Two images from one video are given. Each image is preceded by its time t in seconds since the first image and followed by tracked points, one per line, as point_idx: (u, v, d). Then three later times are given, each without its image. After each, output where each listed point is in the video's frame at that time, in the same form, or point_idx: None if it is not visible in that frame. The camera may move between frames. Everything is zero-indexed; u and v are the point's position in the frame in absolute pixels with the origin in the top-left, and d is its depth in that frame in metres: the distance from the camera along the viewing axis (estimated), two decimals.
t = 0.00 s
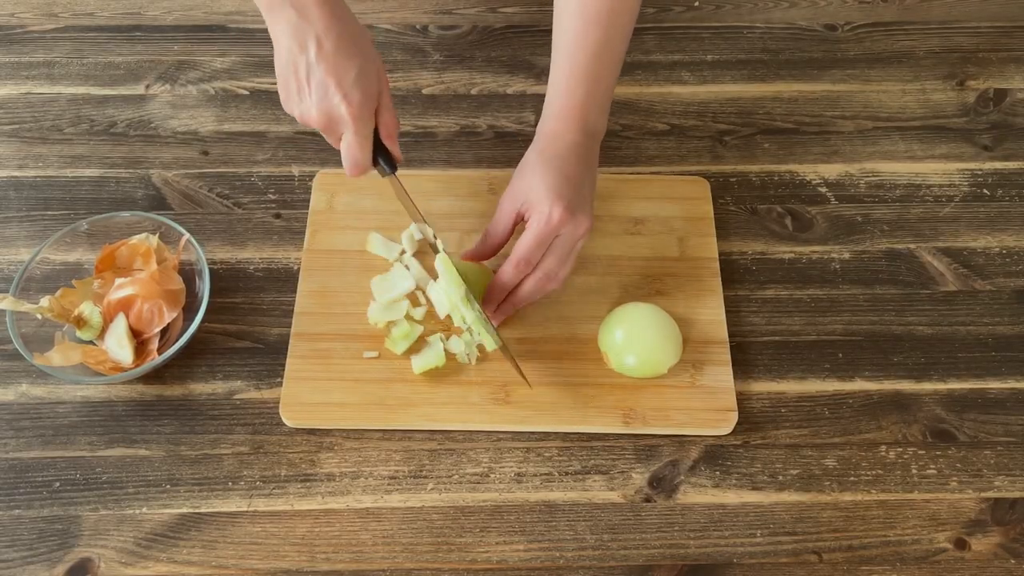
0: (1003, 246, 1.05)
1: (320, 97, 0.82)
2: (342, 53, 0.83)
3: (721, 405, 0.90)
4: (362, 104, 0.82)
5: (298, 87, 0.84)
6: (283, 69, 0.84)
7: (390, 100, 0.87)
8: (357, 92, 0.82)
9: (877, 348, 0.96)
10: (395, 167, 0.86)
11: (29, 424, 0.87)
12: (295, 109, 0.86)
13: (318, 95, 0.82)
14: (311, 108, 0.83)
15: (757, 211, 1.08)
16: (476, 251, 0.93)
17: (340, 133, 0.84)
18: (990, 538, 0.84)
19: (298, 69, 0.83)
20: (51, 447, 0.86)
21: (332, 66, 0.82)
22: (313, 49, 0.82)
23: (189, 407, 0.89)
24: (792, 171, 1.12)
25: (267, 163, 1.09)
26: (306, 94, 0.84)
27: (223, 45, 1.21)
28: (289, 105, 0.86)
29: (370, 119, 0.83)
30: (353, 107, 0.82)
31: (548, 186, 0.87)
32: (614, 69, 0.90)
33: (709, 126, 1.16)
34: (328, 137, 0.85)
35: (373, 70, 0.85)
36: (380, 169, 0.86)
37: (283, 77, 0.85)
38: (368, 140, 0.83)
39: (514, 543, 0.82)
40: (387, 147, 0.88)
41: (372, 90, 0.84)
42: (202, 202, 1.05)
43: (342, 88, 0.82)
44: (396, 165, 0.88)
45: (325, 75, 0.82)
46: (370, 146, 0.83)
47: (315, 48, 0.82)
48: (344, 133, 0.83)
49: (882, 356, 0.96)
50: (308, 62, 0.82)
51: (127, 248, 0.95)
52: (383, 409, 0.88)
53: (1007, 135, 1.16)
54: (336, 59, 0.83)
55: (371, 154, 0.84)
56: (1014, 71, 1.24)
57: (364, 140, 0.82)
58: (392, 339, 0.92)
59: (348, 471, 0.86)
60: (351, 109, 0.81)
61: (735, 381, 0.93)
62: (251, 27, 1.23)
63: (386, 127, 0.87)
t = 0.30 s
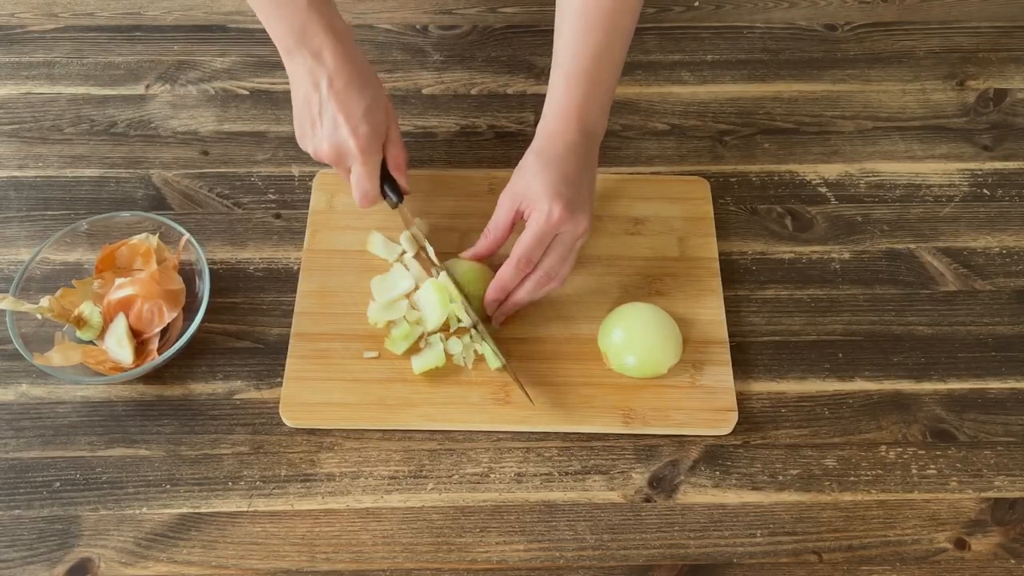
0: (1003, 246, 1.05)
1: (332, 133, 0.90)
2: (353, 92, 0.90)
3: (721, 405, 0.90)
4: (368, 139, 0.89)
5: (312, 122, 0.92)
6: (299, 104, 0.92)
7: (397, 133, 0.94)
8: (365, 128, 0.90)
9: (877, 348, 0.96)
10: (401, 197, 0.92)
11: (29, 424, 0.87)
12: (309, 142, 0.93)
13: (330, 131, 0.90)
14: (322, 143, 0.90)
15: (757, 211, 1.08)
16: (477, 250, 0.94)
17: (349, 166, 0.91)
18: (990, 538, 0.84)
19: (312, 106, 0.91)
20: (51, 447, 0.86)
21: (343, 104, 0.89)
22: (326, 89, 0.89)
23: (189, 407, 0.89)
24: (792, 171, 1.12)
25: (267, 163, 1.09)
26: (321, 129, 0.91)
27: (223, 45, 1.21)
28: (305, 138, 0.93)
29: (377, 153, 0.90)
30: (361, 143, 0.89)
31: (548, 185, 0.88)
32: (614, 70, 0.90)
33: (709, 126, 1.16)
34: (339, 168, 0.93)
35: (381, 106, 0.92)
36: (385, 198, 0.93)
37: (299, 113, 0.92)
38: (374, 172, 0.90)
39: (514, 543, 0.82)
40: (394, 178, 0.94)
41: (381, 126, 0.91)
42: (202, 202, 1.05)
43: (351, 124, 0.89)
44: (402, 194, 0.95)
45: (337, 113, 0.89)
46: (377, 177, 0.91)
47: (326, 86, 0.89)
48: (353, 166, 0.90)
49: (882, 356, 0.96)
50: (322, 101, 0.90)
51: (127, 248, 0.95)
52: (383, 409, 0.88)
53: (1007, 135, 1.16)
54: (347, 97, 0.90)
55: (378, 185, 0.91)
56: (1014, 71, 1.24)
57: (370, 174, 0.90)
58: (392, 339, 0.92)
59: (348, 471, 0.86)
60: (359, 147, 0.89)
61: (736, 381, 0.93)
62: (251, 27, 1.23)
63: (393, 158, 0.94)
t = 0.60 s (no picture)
0: (1003, 246, 1.05)
1: (318, 58, 0.80)
2: (338, 14, 0.80)
3: (721, 405, 0.90)
4: (361, 66, 0.80)
5: (290, 46, 0.81)
6: (276, 26, 0.81)
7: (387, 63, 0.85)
8: (355, 53, 0.80)
9: (877, 348, 0.96)
10: (392, 135, 0.86)
11: (29, 424, 0.87)
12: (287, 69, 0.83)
13: (315, 56, 0.80)
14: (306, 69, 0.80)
15: (757, 211, 1.08)
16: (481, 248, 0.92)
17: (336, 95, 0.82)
18: (990, 538, 0.84)
19: (292, 27, 0.80)
20: (51, 447, 0.86)
21: (329, 25, 0.79)
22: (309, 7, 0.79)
23: (189, 407, 0.89)
24: (792, 171, 1.12)
25: (267, 163, 1.09)
26: (302, 51, 0.81)
27: (223, 45, 1.21)
28: (282, 65, 0.83)
29: (369, 81, 0.81)
30: (352, 70, 0.80)
31: (549, 184, 0.89)
32: (614, 68, 0.90)
33: (709, 126, 1.16)
34: (323, 100, 0.83)
35: (370, 31, 0.83)
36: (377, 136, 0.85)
37: (275, 35, 0.81)
38: (366, 103, 0.81)
39: (514, 543, 0.82)
40: (382, 112, 0.86)
41: (371, 53, 0.82)
42: (202, 202, 1.05)
43: (340, 50, 0.79)
44: (392, 130, 0.88)
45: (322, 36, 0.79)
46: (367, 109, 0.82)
47: (310, 7, 0.79)
48: (342, 94, 0.81)
49: (882, 356, 0.96)
50: (303, 21, 0.79)
51: (126, 248, 0.95)
52: (383, 409, 0.88)
53: (1007, 135, 1.16)
54: (333, 19, 0.80)
55: (366, 118, 0.82)
56: (1014, 71, 1.24)
57: (361, 104, 0.81)
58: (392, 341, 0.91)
59: (348, 471, 0.86)
60: (350, 71, 0.79)
61: (735, 381, 0.93)
62: (251, 27, 1.23)
63: (381, 91, 0.86)
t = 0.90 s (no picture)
0: (1003, 246, 1.05)
1: (344, 76, 0.82)
2: (366, 36, 0.84)
3: (721, 405, 0.90)
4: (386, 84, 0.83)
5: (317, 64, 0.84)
6: (302, 43, 0.84)
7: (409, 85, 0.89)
8: (381, 73, 0.83)
9: (877, 348, 0.96)
10: (410, 152, 0.88)
11: (29, 424, 0.87)
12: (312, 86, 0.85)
13: (342, 74, 0.83)
14: (332, 85, 0.83)
15: (757, 211, 1.08)
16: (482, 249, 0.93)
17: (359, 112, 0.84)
18: (990, 538, 0.84)
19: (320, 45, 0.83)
20: (51, 447, 0.86)
21: (358, 45, 0.83)
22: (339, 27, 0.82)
23: (189, 407, 0.89)
24: (792, 171, 1.12)
25: (267, 162, 1.09)
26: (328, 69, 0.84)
27: (223, 45, 1.21)
28: (305, 82, 0.85)
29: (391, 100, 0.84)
30: (377, 88, 0.82)
31: (549, 184, 0.89)
32: (614, 68, 0.91)
33: (709, 126, 1.16)
34: (345, 116, 0.85)
35: (396, 54, 0.86)
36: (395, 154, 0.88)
37: (303, 53, 0.84)
38: (388, 121, 0.84)
39: (514, 543, 0.82)
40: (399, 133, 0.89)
41: (395, 74, 0.86)
42: (202, 202, 1.05)
43: (367, 69, 0.83)
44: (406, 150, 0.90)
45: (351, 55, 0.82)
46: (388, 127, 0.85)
47: (340, 28, 0.83)
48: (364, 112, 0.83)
49: (882, 356, 0.96)
50: (332, 39, 0.82)
51: (126, 248, 0.95)
52: (382, 409, 0.88)
53: (1007, 135, 1.16)
54: (362, 41, 0.83)
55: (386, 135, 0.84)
56: (1014, 71, 1.24)
57: (382, 120, 0.83)
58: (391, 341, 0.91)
59: (348, 471, 0.86)
60: (376, 89, 0.82)
61: (736, 381, 0.93)
62: (251, 27, 1.23)
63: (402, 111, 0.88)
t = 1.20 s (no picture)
0: (1003, 246, 1.05)
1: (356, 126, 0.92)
2: (377, 91, 0.93)
3: (721, 405, 0.90)
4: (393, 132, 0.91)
5: (332, 118, 0.94)
6: (321, 99, 0.94)
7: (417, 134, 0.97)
8: (389, 122, 0.92)
9: (877, 348, 0.96)
10: (417, 191, 0.93)
11: (29, 424, 0.87)
12: (328, 137, 0.95)
13: (354, 125, 0.92)
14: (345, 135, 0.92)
15: (757, 211, 1.08)
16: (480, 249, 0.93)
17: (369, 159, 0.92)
18: (989, 537, 0.84)
19: (336, 101, 0.93)
20: (51, 447, 0.86)
21: (368, 99, 0.93)
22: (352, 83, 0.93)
23: (189, 407, 0.89)
24: (792, 171, 1.12)
25: (267, 162, 1.09)
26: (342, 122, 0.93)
27: (223, 45, 1.21)
28: (324, 134, 0.95)
29: (399, 148, 0.92)
30: (385, 136, 0.91)
31: (549, 183, 0.89)
32: (612, 68, 0.91)
33: (709, 126, 1.16)
34: (356, 163, 0.93)
35: (404, 106, 0.95)
36: (401, 196, 0.93)
37: (321, 108, 0.95)
38: (396, 164, 0.91)
39: (514, 543, 0.82)
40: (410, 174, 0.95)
41: (403, 124, 0.94)
42: (202, 202, 1.05)
43: (377, 119, 0.91)
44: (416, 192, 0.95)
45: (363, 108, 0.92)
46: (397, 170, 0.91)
47: (352, 84, 0.93)
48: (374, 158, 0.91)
49: (882, 356, 0.96)
50: (346, 94, 0.93)
51: (126, 248, 0.95)
52: (382, 408, 0.88)
53: (1007, 135, 1.16)
54: (371, 93, 0.93)
55: (394, 180, 0.91)
56: (1014, 71, 1.24)
57: (390, 165, 0.90)
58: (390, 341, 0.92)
59: (348, 471, 0.86)
60: (384, 137, 0.91)
61: (735, 381, 0.93)
62: (251, 27, 1.23)
63: (410, 157, 0.95)
